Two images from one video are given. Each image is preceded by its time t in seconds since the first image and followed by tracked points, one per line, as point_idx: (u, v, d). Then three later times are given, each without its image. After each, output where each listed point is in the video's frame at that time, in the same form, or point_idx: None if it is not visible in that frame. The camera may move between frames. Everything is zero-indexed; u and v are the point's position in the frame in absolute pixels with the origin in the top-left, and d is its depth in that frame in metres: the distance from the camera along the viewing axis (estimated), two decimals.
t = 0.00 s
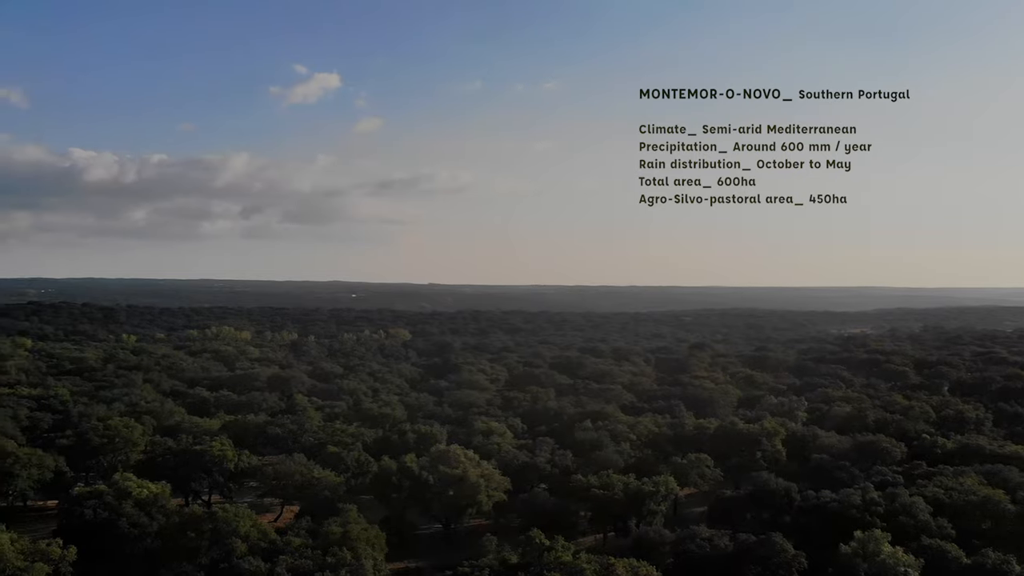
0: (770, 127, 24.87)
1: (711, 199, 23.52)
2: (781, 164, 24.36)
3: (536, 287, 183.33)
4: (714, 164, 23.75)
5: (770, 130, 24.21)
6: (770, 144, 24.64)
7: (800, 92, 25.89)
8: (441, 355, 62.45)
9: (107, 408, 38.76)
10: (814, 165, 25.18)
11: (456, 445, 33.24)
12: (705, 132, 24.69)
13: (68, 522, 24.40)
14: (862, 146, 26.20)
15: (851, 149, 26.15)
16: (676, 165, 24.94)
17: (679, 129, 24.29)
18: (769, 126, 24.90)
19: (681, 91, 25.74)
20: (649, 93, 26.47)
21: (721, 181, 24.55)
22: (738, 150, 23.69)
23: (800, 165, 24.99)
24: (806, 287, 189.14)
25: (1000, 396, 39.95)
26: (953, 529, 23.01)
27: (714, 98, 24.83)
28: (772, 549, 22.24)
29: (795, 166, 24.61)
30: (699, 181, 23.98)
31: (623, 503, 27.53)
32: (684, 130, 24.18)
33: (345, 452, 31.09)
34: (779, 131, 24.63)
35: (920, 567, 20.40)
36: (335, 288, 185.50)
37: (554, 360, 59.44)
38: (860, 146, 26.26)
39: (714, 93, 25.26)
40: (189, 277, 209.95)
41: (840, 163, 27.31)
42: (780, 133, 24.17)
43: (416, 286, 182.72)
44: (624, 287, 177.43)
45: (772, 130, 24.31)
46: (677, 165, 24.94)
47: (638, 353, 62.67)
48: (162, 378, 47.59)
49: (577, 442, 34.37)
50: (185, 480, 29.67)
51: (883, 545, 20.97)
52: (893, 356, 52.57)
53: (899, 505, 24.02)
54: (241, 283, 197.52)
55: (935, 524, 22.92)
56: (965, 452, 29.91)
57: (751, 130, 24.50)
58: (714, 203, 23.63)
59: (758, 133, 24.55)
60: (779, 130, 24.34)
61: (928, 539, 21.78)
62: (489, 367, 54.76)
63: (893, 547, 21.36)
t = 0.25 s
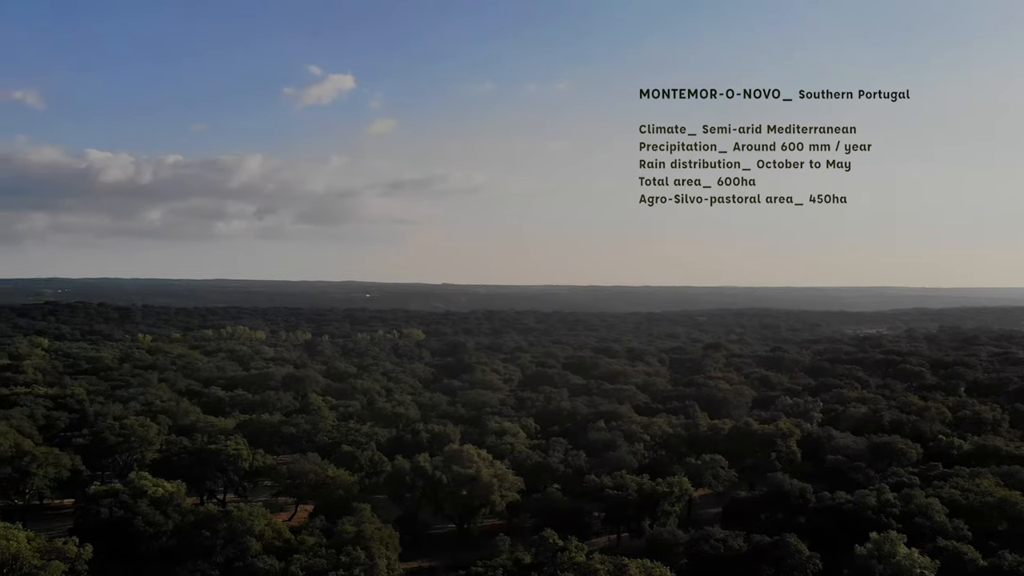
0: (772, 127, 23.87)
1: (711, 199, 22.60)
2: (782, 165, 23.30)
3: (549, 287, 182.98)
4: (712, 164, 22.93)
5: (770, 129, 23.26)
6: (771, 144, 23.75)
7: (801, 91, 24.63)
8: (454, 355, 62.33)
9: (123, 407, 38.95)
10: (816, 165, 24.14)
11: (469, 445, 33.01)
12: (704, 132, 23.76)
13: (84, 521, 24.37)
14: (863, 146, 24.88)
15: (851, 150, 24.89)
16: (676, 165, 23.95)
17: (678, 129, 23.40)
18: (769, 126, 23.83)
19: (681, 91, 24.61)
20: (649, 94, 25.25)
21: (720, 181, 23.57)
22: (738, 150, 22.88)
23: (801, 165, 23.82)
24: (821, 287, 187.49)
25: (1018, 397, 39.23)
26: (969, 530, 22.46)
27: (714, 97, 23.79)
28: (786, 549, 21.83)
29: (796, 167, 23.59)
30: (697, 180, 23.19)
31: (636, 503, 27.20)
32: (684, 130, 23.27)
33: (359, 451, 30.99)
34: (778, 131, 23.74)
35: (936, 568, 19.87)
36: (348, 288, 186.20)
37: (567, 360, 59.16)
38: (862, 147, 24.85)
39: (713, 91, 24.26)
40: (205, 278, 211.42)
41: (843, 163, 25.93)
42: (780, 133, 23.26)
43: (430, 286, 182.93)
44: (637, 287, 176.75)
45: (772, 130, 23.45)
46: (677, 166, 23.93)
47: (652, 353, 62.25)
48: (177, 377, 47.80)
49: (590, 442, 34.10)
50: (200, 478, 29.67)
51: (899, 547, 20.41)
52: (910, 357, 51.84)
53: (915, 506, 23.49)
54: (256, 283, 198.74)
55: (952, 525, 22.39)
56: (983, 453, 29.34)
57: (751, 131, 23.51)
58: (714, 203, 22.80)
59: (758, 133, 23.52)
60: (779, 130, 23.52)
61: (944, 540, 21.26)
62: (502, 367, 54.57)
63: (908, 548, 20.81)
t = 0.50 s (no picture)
0: (773, 126, 23.27)
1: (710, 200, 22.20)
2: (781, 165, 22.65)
3: (563, 287, 182.46)
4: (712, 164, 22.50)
5: (770, 129, 22.64)
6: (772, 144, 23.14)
7: (802, 92, 24.12)
8: (467, 355, 62.22)
9: (139, 406, 39.19)
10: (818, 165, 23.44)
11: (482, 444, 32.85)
12: (705, 131, 23.21)
13: (101, 519, 24.38)
14: (863, 145, 24.12)
15: (851, 149, 24.17)
16: (676, 164, 23.42)
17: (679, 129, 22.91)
18: (770, 126, 23.22)
19: (681, 91, 23.99)
20: (649, 94, 24.63)
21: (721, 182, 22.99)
22: (738, 149, 22.34)
23: (801, 166, 23.21)
24: (837, 287, 185.60)
25: None
26: (985, 532, 22.01)
27: (714, 97, 23.19)
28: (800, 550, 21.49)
29: (796, 167, 22.97)
30: (697, 181, 22.62)
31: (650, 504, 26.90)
32: (684, 130, 22.76)
33: (373, 450, 30.92)
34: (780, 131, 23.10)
35: (954, 570, 19.42)
36: (362, 288, 186.87)
37: (581, 360, 58.87)
38: (861, 146, 24.16)
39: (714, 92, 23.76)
40: (222, 278, 212.93)
41: (845, 163, 25.20)
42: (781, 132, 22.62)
43: (443, 287, 182.95)
44: (651, 287, 176.16)
45: (773, 129, 22.84)
46: (677, 165, 23.41)
47: (666, 353, 61.83)
48: (193, 377, 48.05)
49: (604, 442, 33.86)
50: (214, 477, 29.61)
51: (915, 547, 19.92)
52: (926, 357, 51.10)
53: (931, 507, 23.04)
54: (272, 283, 199.84)
55: (968, 526, 21.95)
56: (1000, 454, 28.77)
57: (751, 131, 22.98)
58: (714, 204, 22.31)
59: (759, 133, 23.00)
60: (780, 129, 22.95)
61: (961, 542, 20.84)
62: (515, 367, 54.39)
63: (924, 550, 20.32)
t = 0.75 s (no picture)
0: (773, 126, 23.33)
1: (710, 200, 22.16)
2: (780, 165, 22.75)
3: (577, 287, 181.81)
4: (712, 164, 22.63)
5: (770, 129, 22.60)
6: (772, 143, 23.19)
7: (802, 92, 24.09)
8: (480, 355, 62.04)
9: (154, 405, 39.35)
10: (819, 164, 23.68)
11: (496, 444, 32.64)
12: (705, 130, 23.22)
13: (118, 516, 24.42)
14: (863, 145, 24.29)
15: (851, 149, 24.38)
16: (676, 164, 23.54)
17: (678, 129, 22.86)
18: (770, 126, 23.29)
19: (681, 91, 24.10)
20: (648, 93, 24.79)
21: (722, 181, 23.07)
22: (738, 149, 22.39)
23: (801, 165, 23.43)
24: (854, 287, 183.44)
25: None
26: (1004, 534, 21.41)
27: (713, 97, 23.23)
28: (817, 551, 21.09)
29: (797, 167, 23.12)
30: (697, 181, 22.66)
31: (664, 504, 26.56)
32: (684, 130, 22.71)
33: (387, 449, 30.81)
34: (779, 131, 23.17)
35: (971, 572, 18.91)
36: (377, 287, 187.28)
37: (595, 360, 58.54)
38: (860, 146, 24.34)
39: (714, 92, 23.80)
40: (239, 278, 214.23)
41: (845, 162, 25.28)
42: (781, 132, 22.60)
43: (458, 287, 182.90)
44: (665, 287, 175.14)
45: (772, 129, 22.83)
46: (677, 165, 23.54)
47: (681, 353, 61.35)
48: (208, 376, 48.23)
49: (618, 442, 33.55)
50: (230, 475, 29.55)
51: (932, 549, 19.47)
52: (944, 357, 50.28)
53: (947, 508, 22.42)
54: (287, 283, 200.76)
55: (985, 528, 21.37)
56: (1020, 454, 28.14)
57: (751, 130, 23.03)
58: (713, 204, 22.36)
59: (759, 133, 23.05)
60: (780, 129, 23.00)
61: (978, 543, 20.26)
62: (529, 367, 54.11)
63: (941, 552, 19.77)
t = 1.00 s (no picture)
0: (773, 126, 23.41)
1: (711, 199, 22.12)
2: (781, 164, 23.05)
3: (591, 287, 181.15)
4: (712, 164, 22.91)
5: (770, 129, 22.66)
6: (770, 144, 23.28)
7: (802, 91, 24.23)
8: (493, 355, 61.87)
9: (170, 404, 39.53)
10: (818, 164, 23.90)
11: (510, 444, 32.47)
12: (705, 130, 23.34)
13: (134, 515, 24.44)
14: (863, 145, 24.62)
15: (851, 149, 24.65)
16: (676, 164, 23.65)
17: (679, 129, 22.95)
18: (770, 126, 23.38)
19: (681, 91, 24.20)
20: (648, 92, 24.83)
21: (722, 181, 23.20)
22: (738, 149, 22.41)
23: (799, 164, 23.57)
24: (870, 287, 181.18)
25: None
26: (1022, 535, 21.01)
27: (714, 97, 23.29)
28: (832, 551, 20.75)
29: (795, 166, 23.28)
30: (697, 181, 22.75)
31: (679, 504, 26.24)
32: (684, 130, 22.83)
33: (401, 449, 30.74)
34: (780, 130, 23.36)
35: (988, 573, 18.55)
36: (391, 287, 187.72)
37: (608, 360, 58.22)
38: (860, 146, 24.66)
39: (714, 92, 23.99)
40: (254, 279, 215.37)
41: (845, 166, 25.26)
42: (781, 132, 22.67)
43: (472, 287, 182.80)
44: (679, 287, 174.15)
45: (772, 129, 22.93)
46: (677, 165, 23.64)
47: (695, 353, 60.87)
48: (223, 375, 48.45)
49: (633, 442, 33.26)
50: (245, 474, 29.50)
51: (949, 550, 19.07)
52: (961, 357, 49.50)
53: (964, 509, 22.07)
54: (303, 283, 201.61)
55: (1003, 529, 21.00)
56: None
57: (751, 130, 23.15)
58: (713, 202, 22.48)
59: (759, 133, 23.17)
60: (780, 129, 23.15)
61: (995, 545, 19.90)
62: (543, 367, 53.86)
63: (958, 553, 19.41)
